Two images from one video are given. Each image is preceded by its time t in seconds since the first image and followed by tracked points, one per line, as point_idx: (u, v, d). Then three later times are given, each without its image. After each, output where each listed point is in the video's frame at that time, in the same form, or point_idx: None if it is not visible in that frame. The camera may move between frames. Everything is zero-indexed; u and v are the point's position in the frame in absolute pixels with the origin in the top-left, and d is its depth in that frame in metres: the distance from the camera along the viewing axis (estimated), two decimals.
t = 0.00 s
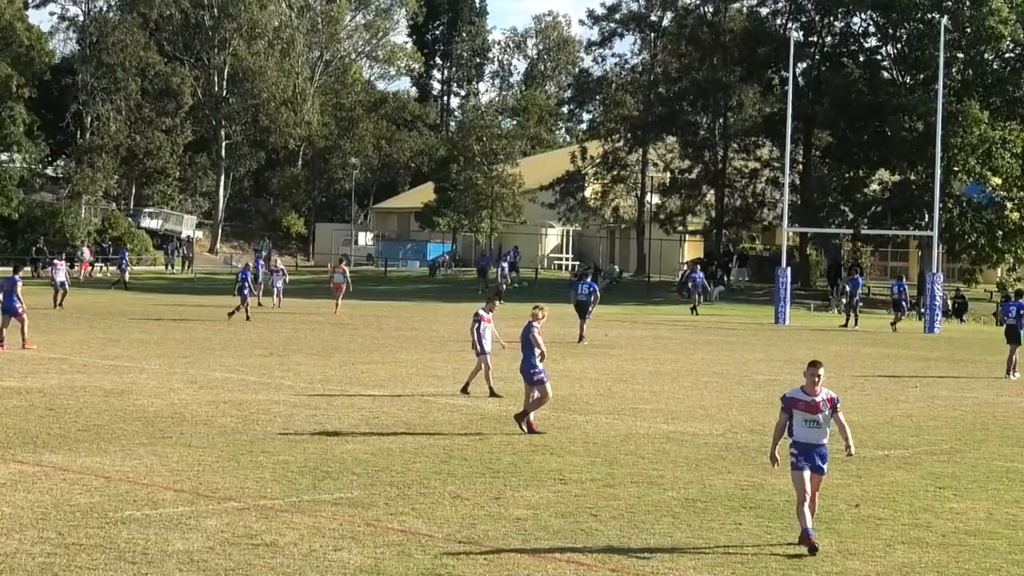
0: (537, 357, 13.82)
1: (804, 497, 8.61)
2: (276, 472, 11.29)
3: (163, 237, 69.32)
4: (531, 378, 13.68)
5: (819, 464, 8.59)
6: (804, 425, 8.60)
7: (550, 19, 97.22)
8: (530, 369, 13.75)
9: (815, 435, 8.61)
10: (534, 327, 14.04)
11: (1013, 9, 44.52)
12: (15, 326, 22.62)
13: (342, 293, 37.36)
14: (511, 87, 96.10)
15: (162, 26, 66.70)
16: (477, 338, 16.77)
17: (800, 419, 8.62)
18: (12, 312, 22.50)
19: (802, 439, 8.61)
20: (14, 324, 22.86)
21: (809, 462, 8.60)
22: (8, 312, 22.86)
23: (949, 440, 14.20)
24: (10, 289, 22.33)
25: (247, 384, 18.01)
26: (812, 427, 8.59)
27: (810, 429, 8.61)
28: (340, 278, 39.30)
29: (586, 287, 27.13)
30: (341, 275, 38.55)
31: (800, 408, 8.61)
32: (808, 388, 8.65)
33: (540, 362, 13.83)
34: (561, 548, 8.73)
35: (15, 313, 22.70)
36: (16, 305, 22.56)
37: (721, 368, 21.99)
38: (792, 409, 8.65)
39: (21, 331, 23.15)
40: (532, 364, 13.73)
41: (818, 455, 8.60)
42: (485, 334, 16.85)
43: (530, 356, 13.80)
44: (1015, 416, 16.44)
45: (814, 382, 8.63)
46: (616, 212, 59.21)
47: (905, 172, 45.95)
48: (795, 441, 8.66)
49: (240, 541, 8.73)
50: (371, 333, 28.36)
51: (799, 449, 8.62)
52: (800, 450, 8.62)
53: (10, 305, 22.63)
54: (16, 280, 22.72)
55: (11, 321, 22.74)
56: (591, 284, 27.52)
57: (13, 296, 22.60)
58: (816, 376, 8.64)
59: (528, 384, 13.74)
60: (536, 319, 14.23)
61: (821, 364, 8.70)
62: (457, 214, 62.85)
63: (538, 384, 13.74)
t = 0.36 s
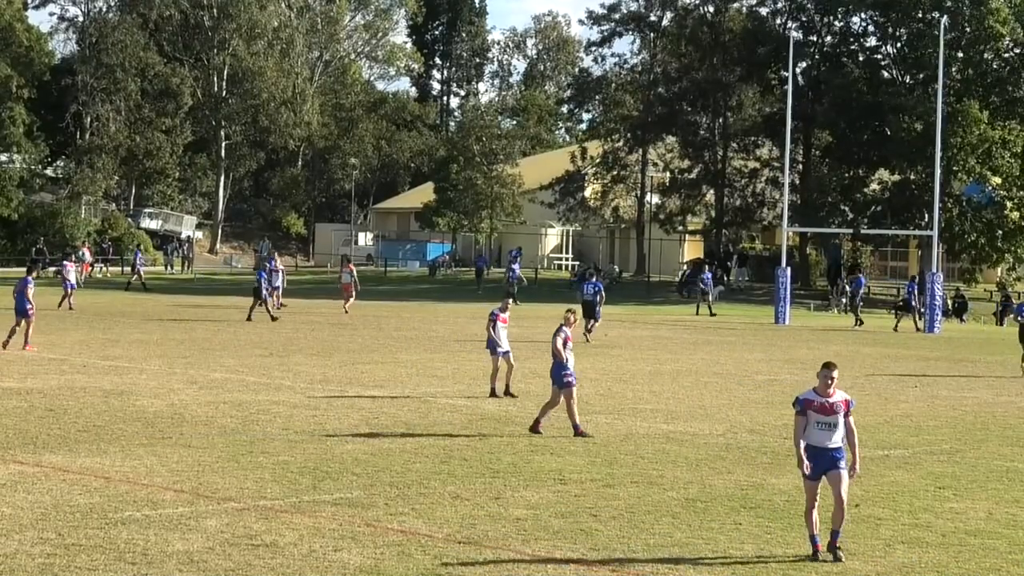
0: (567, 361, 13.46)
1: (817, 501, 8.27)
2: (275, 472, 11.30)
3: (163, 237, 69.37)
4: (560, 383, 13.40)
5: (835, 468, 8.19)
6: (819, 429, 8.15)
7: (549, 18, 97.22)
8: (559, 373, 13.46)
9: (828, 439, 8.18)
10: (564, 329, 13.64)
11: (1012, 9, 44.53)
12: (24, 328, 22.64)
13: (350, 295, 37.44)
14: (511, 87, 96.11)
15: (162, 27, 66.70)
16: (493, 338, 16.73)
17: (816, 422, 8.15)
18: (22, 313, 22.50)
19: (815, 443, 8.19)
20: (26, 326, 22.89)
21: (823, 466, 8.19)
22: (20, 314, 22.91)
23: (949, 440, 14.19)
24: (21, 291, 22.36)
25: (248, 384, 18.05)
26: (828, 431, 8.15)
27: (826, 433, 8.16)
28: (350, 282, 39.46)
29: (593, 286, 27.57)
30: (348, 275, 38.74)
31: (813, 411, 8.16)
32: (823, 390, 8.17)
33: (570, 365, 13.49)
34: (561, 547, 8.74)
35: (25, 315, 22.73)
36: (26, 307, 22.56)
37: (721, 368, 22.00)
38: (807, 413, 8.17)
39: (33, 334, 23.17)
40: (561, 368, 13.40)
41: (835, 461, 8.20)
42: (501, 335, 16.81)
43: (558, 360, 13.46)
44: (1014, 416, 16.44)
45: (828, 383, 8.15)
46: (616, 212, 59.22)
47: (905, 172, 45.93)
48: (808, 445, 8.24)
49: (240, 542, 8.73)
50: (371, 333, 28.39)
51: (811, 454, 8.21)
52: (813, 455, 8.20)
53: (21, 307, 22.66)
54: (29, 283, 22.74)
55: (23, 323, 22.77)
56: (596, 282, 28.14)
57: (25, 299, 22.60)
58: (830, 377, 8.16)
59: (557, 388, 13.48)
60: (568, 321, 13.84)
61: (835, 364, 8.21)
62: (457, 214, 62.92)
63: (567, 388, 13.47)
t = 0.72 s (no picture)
0: (597, 360, 13.42)
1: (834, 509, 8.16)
2: (275, 472, 11.31)
3: (163, 237, 69.38)
4: (586, 384, 13.40)
5: (854, 476, 8.09)
6: (837, 433, 8.06)
7: (549, 18, 97.21)
8: (587, 373, 13.44)
9: (849, 445, 8.09)
10: (595, 326, 13.58)
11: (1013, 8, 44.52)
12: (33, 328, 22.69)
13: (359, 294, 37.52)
14: (511, 87, 96.09)
15: (162, 27, 66.72)
16: (501, 337, 16.72)
17: (834, 425, 8.06)
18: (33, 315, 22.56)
19: (835, 449, 8.09)
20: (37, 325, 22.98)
21: (842, 473, 8.10)
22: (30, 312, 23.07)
23: (950, 440, 14.16)
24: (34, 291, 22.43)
25: (248, 384, 18.07)
26: (846, 436, 8.05)
27: (844, 437, 8.07)
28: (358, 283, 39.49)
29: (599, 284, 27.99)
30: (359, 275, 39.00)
31: (832, 415, 8.05)
32: (844, 395, 8.09)
33: (600, 365, 13.44)
34: (560, 547, 8.74)
35: (35, 316, 22.76)
36: (36, 307, 22.61)
37: (721, 368, 21.97)
38: (826, 416, 8.07)
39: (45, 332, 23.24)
40: (590, 369, 13.38)
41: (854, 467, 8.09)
42: (510, 335, 16.75)
43: (587, 359, 13.42)
44: (1014, 416, 16.42)
45: (849, 389, 8.06)
46: (616, 212, 59.21)
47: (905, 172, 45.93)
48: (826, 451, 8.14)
49: (240, 542, 8.73)
50: (371, 333, 28.40)
51: (831, 459, 8.11)
52: (833, 460, 8.11)
53: (32, 307, 22.69)
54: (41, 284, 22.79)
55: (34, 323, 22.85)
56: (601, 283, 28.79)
57: (35, 299, 22.65)
58: (853, 383, 8.06)
59: (585, 388, 13.49)
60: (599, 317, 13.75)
61: (857, 369, 8.11)
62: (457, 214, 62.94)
63: (594, 388, 13.47)
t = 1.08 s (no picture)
0: (629, 361, 13.43)
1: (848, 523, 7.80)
2: (276, 472, 11.31)
3: (163, 238, 69.40)
4: (621, 385, 13.38)
5: (869, 488, 7.80)
6: (849, 443, 7.83)
7: (550, 18, 97.22)
8: (621, 375, 13.43)
9: (863, 455, 7.83)
10: (624, 327, 13.64)
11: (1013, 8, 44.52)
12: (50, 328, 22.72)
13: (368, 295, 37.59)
14: (511, 87, 96.10)
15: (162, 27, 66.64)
16: (499, 339, 16.75)
17: (845, 436, 7.85)
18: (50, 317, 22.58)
19: (849, 460, 7.83)
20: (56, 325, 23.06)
21: (856, 484, 7.80)
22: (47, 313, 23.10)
23: (949, 440, 14.15)
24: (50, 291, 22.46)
25: (248, 384, 18.07)
26: (859, 445, 7.81)
27: (856, 447, 7.83)
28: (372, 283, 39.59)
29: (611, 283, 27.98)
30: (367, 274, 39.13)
31: (843, 426, 7.87)
32: (854, 404, 7.91)
33: (633, 366, 13.45)
34: (561, 547, 8.74)
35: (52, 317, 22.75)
36: (53, 308, 22.64)
37: (721, 368, 21.94)
38: (836, 427, 7.90)
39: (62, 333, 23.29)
40: (623, 370, 13.38)
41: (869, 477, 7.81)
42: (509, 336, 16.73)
43: (620, 360, 13.44)
44: (1014, 416, 16.41)
45: (860, 397, 7.88)
46: (616, 212, 59.19)
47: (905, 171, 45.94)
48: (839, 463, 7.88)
49: (240, 542, 8.74)
50: (372, 333, 28.40)
51: (844, 469, 7.83)
52: (847, 471, 7.82)
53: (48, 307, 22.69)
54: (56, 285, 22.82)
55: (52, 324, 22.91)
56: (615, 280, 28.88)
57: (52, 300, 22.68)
58: (864, 391, 7.88)
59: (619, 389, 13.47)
60: (627, 319, 13.81)
61: (867, 377, 7.94)
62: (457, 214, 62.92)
63: (629, 389, 13.45)
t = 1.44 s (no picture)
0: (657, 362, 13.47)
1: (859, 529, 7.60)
2: (276, 472, 11.30)
3: (163, 237, 69.39)
4: (649, 384, 13.40)
5: (883, 497, 7.48)
6: (866, 451, 7.46)
7: (550, 18, 97.22)
8: (649, 376, 13.46)
9: (877, 463, 7.48)
10: (653, 330, 13.63)
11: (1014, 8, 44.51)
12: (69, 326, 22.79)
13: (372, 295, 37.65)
14: (511, 86, 96.08)
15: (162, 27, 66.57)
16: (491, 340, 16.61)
17: (862, 444, 7.46)
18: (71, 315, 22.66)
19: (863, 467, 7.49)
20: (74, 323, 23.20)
21: (872, 493, 7.49)
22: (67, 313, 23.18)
23: (949, 440, 14.15)
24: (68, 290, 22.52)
25: (249, 384, 18.06)
26: (874, 454, 7.45)
27: (873, 456, 7.47)
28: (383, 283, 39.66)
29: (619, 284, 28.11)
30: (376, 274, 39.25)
31: (861, 433, 7.46)
32: (873, 410, 7.47)
33: (660, 367, 13.48)
34: (561, 547, 8.73)
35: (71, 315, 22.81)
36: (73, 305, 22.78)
37: (720, 368, 21.92)
38: (854, 433, 7.48)
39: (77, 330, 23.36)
40: (651, 370, 13.41)
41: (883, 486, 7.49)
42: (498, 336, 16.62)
43: (648, 361, 13.48)
44: (1014, 416, 16.40)
45: (878, 404, 7.44)
46: (616, 212, 59.16)
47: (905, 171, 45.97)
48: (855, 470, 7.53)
49: (240, 542, 8.73)
50: (372, 334, 28.37)
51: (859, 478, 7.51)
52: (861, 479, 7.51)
53: (67, 305, 22.78)
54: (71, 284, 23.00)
55: (71, 322, 23.03)
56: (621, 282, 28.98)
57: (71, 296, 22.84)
58: (884, 397, 7.43)
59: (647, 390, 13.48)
60: (656, 321, 13.82)
61: (886, 382, 7.46)
62: (457, 214, 62.93)
63: (657, 389, 13.47)
